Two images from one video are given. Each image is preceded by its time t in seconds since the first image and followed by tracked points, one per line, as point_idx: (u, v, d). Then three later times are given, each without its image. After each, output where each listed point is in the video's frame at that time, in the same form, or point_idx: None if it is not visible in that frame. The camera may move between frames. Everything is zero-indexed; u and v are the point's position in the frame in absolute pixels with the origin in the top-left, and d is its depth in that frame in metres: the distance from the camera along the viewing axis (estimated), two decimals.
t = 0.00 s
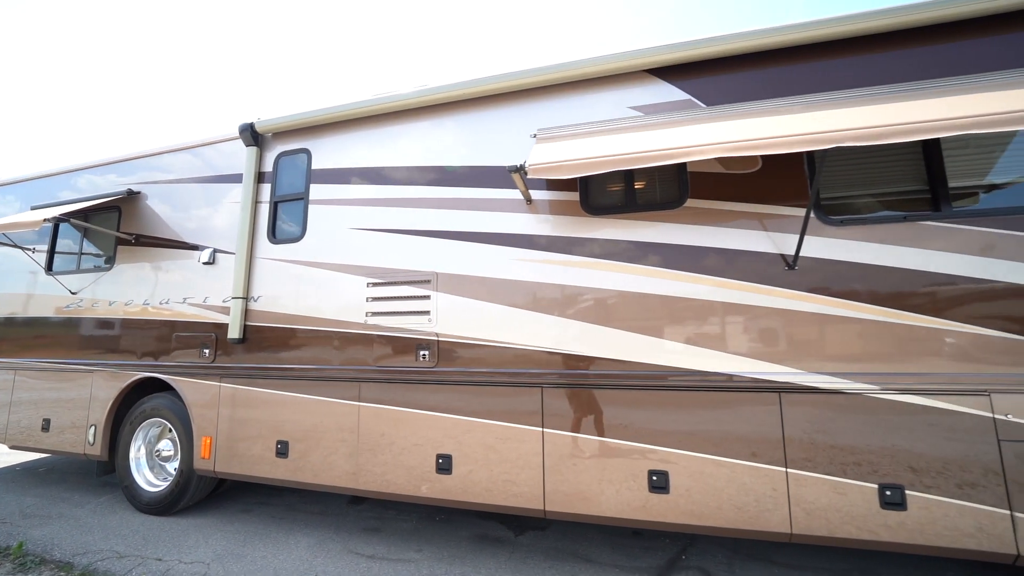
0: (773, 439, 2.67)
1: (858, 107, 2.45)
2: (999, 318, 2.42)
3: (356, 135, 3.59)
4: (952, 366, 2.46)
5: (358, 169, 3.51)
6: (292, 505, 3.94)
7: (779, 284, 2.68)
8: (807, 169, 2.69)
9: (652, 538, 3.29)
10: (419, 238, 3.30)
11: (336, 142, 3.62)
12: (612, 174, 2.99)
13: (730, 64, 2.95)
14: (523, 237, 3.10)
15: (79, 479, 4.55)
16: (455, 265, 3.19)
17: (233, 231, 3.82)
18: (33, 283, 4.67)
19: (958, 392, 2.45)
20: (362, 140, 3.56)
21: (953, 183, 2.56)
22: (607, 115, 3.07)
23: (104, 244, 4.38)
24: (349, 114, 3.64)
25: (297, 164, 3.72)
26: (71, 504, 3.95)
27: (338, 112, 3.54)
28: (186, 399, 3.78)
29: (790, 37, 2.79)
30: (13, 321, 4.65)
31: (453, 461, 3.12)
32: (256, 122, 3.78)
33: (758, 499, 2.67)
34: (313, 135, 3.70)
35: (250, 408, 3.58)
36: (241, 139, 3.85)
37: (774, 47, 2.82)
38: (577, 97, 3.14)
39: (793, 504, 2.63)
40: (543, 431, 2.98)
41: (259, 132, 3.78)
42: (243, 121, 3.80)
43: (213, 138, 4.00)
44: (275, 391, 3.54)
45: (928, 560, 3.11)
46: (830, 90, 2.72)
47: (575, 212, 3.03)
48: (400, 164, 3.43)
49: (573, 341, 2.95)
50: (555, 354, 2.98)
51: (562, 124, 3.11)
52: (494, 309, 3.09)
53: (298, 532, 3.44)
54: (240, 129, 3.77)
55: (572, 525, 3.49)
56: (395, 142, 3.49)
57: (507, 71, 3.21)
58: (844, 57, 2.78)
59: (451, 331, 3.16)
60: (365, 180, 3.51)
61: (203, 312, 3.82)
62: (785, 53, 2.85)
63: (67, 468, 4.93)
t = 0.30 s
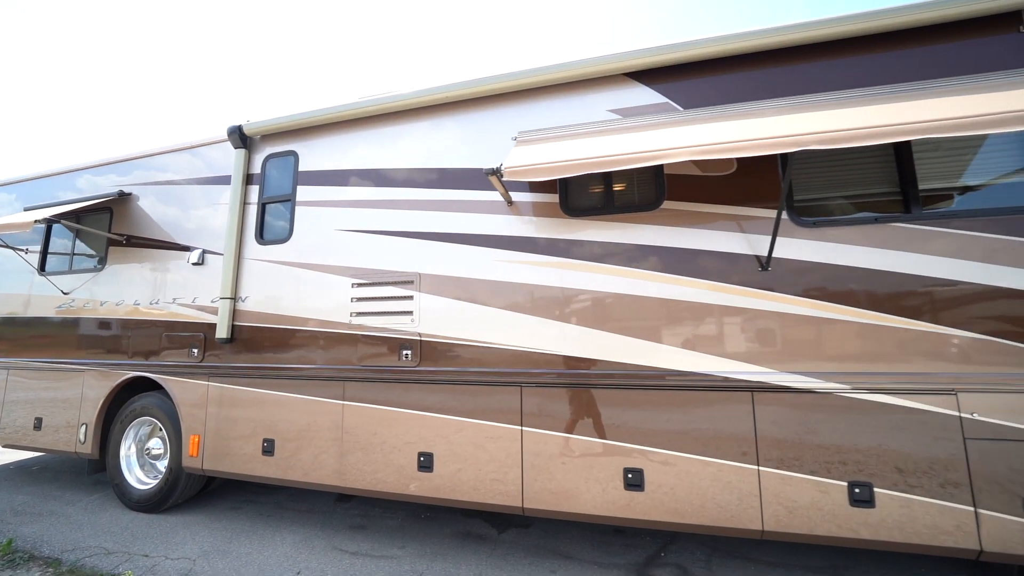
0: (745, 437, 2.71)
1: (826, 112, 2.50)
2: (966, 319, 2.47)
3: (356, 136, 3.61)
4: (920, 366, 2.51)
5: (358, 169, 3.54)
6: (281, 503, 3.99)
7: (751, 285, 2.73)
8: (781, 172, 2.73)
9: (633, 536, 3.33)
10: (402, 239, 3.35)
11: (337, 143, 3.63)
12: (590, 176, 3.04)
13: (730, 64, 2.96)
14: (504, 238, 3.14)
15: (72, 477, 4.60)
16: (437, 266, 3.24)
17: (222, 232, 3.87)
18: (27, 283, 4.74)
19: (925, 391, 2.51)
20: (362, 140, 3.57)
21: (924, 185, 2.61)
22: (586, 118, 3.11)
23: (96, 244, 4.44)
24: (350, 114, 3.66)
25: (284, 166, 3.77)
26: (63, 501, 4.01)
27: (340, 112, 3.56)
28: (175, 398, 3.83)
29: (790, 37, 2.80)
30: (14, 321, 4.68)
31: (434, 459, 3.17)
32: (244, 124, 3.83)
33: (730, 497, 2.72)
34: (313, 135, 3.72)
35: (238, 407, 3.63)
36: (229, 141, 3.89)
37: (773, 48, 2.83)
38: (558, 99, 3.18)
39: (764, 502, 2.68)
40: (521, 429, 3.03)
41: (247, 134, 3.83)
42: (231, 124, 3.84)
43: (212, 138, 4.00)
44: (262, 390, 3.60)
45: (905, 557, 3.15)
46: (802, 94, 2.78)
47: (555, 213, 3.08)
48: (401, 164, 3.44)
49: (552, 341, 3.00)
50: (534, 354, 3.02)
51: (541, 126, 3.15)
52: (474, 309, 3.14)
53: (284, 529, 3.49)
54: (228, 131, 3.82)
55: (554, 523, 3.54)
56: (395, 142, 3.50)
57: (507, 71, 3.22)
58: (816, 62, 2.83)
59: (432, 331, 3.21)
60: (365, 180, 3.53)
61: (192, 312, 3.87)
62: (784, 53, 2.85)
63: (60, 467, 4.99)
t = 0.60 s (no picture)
0: (720, 436, 2.75)
1: (796, 116, 2.55)
2: (938, 320, 2.51)
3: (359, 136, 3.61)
4: (889, 366, 2.55)
5: (358, 170, 3.55)
6: (269, 502, 4.04)
7: (725, 287, 2.77)
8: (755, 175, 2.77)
9: (614, 534, 3.38)
10: (387, 241, 3.39)
11: (340, 143, 3.63)
12: (570, 179, 3.08)
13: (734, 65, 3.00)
14: (485, 241, 3.18)
15: (64, 476, 4.65)
16: (421, 268, 3.28)
17: (211, 233, 3.91)
18: (21, 284, 4.79)
19: (895, 391, 2.55)
20: (363, 140, 3.58)
21: (895, 188, 2.65)
22: (566, 121, 3.16)
23: (88, 245, 4.49)
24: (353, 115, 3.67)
25: (272, 168, 3.82)
26: (54, 500, 4.06)
27: (346, 112, 3.56)
28: (165, 397, 3.88)
29: (795, 38, 2.83)
30: (13, 321, 4.70)
31: (416, 458, 3.21)
32: (233, 127, 3.88)
33: (703, 495, 2.76)
34: (315, 135, 3.73)
35: (225, 406, 3.68)
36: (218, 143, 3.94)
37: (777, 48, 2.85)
38: (541, 103, 3.22)
39: (737, 500, 2.72)
40: (502, 428, 3.07)
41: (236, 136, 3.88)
42: (220, 127, 3.90)
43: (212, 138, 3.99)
44: (250, 389, 3.64)
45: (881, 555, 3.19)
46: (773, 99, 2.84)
47: (535, 215, 3.12)
48: (404, 164, 3.45)
49: (532, 342, 3.04)
50: (515, 355, 3.07)
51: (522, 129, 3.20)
52: (456, 310, 3.19)
53: (271, 527, 3.54)
54: (218, 134, 3.87)
55: (537, 521, 3.58)
56: (395, 143, 3.51)
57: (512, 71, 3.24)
58: (788, 67, 2.89)
59: (415, 332, 3.25)
60: (366, 180, 3.55)
61: (182, 312, 3.92)
62: (789, 53, 2.87)
63: (53, 466, 5.04)
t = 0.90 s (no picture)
0: (695, 435, 2.79)
1: (765, 121, 2.59)
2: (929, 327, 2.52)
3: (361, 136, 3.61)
4: (860, 366, 2.60)
5: (359, 170, 3.55)
6: (257, 501, 4.08)
7: (700, 288, 2.81)
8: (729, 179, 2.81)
9: (597, 533, 3.41)
10: (372, 242, 3.43)
11: (343, 143, 3.62)
12: (551, 182, 3.12)
13: (740, 65, 2.98)
14: (467, 243, 3.23)
15: (55, 476, 4.69)
16: (404, 270, 3.32)
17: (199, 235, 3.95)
18: (13, 285, 4.84)
19: (865, 392, 2.59)
20: (365, 138, 3.57)
21: (869, 191, 2.70)
22: (547, 125, 3.21)
23: (79, 246, 4.53)
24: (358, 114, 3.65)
25: (259, 170, 3.86)
26: (44, 499, 4.10)
27: (350, 112, 3.54)
28: (154, 398, 3.92)
29: (802, 37, 2.79)
30: (10, 321, 4.73)
31: (399, 457, 3.26)
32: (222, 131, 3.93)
33: (684, 493, 2.80)
34: (316, 134, 3.73)
35: (213, 407, 3.72)
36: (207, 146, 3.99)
37: (783, 48, 2.81)
38: (524, 106, 3.26)
39: (711, 499, 2.76)
40: (483, 428, 3.11)
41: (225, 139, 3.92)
42: (208, 130, 3.95)
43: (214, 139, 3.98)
44: (237, 389, 3.68)
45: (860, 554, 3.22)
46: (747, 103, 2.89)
47: (516, 218, 3.16)
48: (405, 164, 3.45)
49: (514, 342, 3.08)
50: (496, 355, 3.11)
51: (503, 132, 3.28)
52: (439, 311, 3.23)
53: (258, 526, 3.57)
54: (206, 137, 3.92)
55: (521, 520, 3.61)
56: (396, 143, 3.50)
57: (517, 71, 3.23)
58: (763, 71, 2.92)
59: (399, 333, 3.29)
60: (366, 180, 3.55)
61: (171, 313, 3.96)
62: (797, 53, 2.83)
63: (45, 465, 5.08)
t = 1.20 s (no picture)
0: (672, 434, 2.83)
1: (736, 125, 2.63)
2: (902, 329, 2.56)
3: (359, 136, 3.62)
4: (832, 366, 2.63)
5: (360, 171, 3.55)
6: (246, 500, 4.11)
7: (677, 289, 2.85)
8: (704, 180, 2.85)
9: (580, 532, 3.44)
10: (358, 243, 3.47)
11: (343, 143, 3.63)
12: (533, 184, 3.16)
13: (737, 65, 2.99)
14: (450, 244, 3.26)
15: (47, 475, 4.73)
16: (388, 270, 3.36)
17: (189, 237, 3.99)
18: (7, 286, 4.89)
19: (836, 392, 2.63)
20: (364, 138, 3.57)
21: (843, 193, 2.73)
22: (529, 127, 3.24)
23: (71, 247, 4.58)
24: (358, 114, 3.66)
25: (247, 172, 3.90)
26: (35, 497, 4.15)
27: (351, 112, 3.54)
28: (143, 397, 3.97)
29: (799, 38, 2.79)
30: (8, 321, 4.75)
31: (382, 456, 3.30)
32: (211, 132, 3.97)
33: (670, 492, 2.81)
34: (316, 134, 3.74)
35: (201, 406, 3.76)
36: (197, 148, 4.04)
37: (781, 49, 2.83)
38: (507, 108, 3.29)
39: (686, 497, 2.80)
40: (465, 428, 3.15)
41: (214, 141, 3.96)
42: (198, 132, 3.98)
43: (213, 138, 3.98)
44: (226, 389, 3.73)
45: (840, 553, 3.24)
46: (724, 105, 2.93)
47: (497, 220, 3.20)
48: (402, 164, 3.47)
49: (495, 343, 3.11)
50: (478, 355, 3.14)
51: (485, 134, 3.32)
52: (422, 312, 3.27)
53: (244, 524, 3.61)
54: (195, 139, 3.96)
55: (506, 519, 3.64)
56: (395, 143, 3.51)
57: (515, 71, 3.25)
58: (739, 74, 2.96)
59: (383, 333, 3.33)
60: (365, 180, 3.56)
61: (160, 314, 4.00)
62: (795, 53, 2.85)
63: (38, 464, 5.13)
